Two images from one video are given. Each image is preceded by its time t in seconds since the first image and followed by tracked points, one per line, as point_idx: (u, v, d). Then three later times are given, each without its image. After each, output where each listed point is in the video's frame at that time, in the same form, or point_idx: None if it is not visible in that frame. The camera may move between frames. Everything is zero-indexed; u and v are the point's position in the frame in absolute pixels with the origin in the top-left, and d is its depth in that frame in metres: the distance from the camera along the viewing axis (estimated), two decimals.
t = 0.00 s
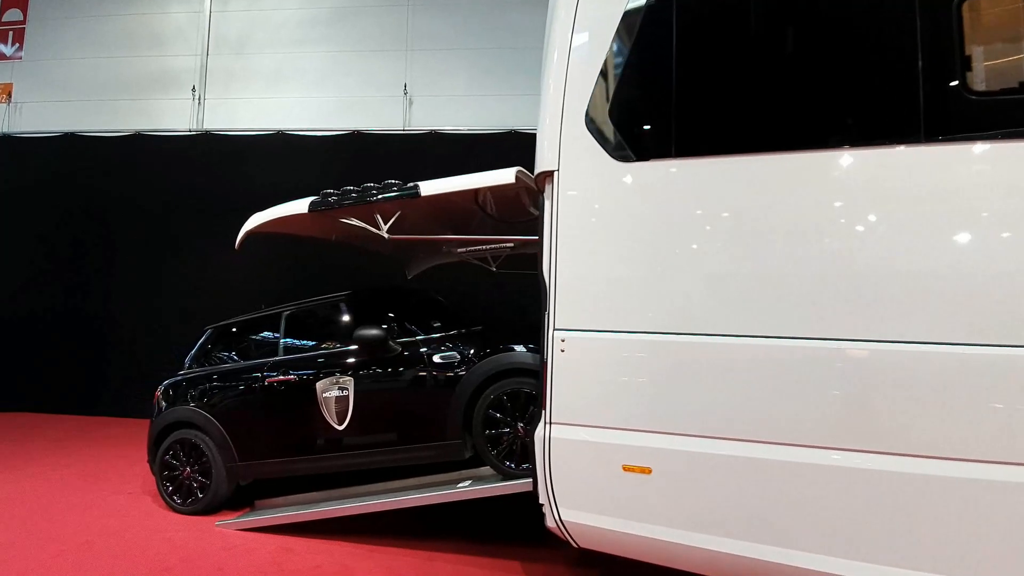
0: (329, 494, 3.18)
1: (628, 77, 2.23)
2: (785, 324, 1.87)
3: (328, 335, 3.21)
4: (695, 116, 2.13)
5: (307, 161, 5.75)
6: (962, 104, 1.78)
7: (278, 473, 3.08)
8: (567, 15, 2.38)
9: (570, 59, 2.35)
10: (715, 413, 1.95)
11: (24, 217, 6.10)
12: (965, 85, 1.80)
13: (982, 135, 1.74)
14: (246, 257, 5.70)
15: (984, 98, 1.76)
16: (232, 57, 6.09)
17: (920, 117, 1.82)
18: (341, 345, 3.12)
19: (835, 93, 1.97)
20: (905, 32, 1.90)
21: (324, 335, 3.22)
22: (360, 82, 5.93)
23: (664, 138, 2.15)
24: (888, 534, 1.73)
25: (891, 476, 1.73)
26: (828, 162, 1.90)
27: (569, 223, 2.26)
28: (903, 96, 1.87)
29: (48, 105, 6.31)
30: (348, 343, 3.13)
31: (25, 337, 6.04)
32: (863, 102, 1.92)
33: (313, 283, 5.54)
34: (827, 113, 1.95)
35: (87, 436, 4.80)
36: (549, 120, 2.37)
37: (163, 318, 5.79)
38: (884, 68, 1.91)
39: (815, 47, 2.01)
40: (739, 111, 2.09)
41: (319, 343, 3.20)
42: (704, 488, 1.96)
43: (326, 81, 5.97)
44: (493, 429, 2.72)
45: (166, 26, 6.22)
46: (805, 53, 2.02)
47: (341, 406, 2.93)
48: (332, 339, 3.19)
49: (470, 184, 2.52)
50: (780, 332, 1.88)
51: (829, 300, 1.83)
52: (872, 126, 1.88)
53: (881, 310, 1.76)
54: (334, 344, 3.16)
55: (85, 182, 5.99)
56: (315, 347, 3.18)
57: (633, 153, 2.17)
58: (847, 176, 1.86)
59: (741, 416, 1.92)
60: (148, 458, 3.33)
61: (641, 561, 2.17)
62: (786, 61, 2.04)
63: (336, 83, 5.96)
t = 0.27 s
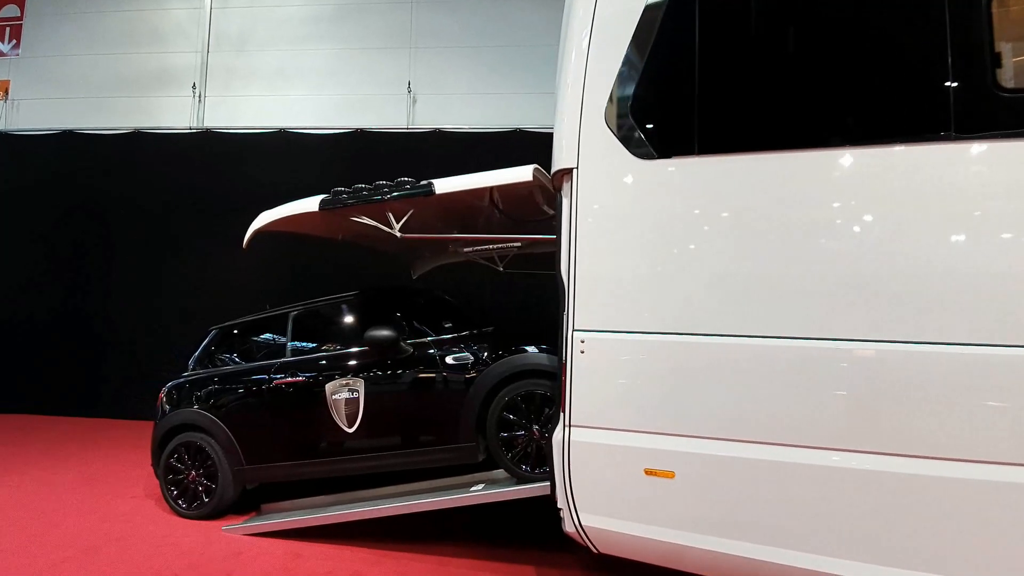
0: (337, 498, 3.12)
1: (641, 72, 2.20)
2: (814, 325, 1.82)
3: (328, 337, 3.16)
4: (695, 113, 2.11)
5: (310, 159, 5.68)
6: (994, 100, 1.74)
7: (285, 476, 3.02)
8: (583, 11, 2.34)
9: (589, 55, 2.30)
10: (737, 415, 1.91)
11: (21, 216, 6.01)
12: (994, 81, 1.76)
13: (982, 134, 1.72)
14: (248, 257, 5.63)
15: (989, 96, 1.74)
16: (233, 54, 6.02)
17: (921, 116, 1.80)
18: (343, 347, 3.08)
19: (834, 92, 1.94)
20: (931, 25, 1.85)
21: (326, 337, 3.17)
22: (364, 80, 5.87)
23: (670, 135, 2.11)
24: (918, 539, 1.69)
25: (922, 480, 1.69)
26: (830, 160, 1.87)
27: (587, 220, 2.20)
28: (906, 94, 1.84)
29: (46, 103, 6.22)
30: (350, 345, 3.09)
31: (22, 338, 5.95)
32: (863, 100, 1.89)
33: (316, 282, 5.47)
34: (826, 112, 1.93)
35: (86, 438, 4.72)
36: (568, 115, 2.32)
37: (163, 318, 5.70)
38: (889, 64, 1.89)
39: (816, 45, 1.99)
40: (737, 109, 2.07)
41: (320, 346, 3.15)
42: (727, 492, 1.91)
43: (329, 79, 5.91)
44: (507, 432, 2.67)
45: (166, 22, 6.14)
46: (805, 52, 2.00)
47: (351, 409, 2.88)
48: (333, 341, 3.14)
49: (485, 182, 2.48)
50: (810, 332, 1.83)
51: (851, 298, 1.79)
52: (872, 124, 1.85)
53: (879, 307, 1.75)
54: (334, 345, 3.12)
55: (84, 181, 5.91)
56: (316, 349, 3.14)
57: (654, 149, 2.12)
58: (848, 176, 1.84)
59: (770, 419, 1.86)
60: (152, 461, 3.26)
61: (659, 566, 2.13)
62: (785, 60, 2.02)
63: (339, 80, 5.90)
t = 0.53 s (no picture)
0: (341, 501, 3.09)
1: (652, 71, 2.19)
2: (830, 325, 1.80)
3: (328, 339, 3.14)
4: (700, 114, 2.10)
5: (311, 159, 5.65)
6: (1008, 101, 1.73)
7: (291, 478, 2.99)
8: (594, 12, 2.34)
9: (600, 54, 2.29)
10: (751, 416, 1.88)
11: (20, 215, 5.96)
12: (1009, 81, 1.77)
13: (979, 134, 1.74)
14: (249, 257, 5.59)
15: (984, 96, 1.76)
16: (233, 53, 5.98)
17: (918, 117, 1.81)
18: (343, 349, 3.06)
19: (834, 93, 1.96)
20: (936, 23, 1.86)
21: (325, 338, 3.15)
22: (365, 79, 5.85)
23: (680, 136, 2.10)
24: (937, 542, 1.67)
25: (940, 482, 1.67)
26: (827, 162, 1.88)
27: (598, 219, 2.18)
28: (902, 96, 1.86)
29: (44, 101, 6.17)
30: (350, 347, 3.06)
31: (20, 339, 5.90)
32: (859, 102, 1.91)
33: (317, 283, 5.44)
34: (823, 112, 1.94)
35: (86, 440, 4.68)
36: (579, 115, 2.30)
37: (163, 319, 5.66)
38: (886, 64, 1.90)
39: (815, 46, 2.00)
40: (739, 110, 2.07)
41: (320, 348, 3.13)
42: (742, 494, 1.89)
43: (330, 78, 5.88)
44: (516, 434, 2.65)
45: (166, 21, 6.10)
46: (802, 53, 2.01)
47: (358, 411, 2.85)
48: (333, 342, 3.12)
49: (495, 182, 2.46)
50: (826, 333, 1.80)
51: (865, 298, 1.77)
52: (868, 125, 1.87)
53: (885, 307, 1.75)
54: (334, 347, 3.09)
55: (83, 180, 5.86)
56: (316, 350, 3.12)
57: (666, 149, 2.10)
58: (847, 176, 1.85)
59: (785, 421, 1.84)
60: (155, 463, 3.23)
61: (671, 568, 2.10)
62: (786, 62, 2.03)
63: (340, 80, 5.87)
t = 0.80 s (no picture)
0: (346, 502, 3.07)
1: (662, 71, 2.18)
2: (843, 323, 1.79)
3: (328, 340, 3.13)
4: (707, 115, 2.10)
5: (312, 159, 5.62)
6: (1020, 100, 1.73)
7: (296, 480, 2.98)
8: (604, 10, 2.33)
9: (611, 52, 2.28)
10: (762, 416, 1.88)
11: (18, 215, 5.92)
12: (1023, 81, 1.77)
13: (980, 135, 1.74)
14: (250, 257, 5.57)
15: (983, 97, 1.78)
16: (234, 52, 5.95)
17: (917, 117, 1.82)
18: (342, 351, 3.06)
19: (834, 93, 1.98)
20: (934, 24, 1.88)
21: (324, 339, 3.14)
22: (367, 79, 5.83)
23: (688, 138, 2.11)
24: (953, 542, 1.66)
25: (955, 482, 1.66)
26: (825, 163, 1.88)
27: (608, 218, 2.17)
28: (902, 97, 1.87)
29: (43, 100, 6.13)
30: (350, 348, 3.06)
31: (18, 339, 5.86)
32: (858, 104, 1.92)
33: (318, 283, 5.42)
34: (821, 114, 1.96)
35: (86, 441, 4.66)
36: (590, 113, 2.29)
37: (163, 319, 5.62)
38: (881, 64, 1.93)
39: (813, 47, 2.02)
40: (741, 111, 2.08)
41: (320, 349, 3.12)
42: (754, 495, 1.87)
43: (331, 77, 5.86)
44: (523, 434, 2.64)
45: (165, 19, 6.06)
46: (801, 57, 2.04)
47: (364, 411, 2.84)
48: (333, 343, 3.11)
49: (503, 182, 2.45)
50: (839, 333, 1.79)
51: (878, 297, 1.76)
52: (867, 126, 1.88)
53: (897, 307, 1.74)
54: (334, 348, 3.09)
55: (82, 179, 5.83)
56: (315, 352, 3.11)
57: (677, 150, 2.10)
58: (846, 176, 1.85)
59: (798, 422, 1.83)
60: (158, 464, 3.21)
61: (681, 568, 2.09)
62: (789, 65, 2.05)
63: (341, 79, 5.85)
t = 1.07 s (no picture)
0: (355, 504, 3.07)
1: (674, 72, 2.19)
2: (859, 324, 1.80)
3: (329, 341, 3.13)
4: (716, 117, 2.12)
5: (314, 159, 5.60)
6: None
7: (305, 481, 2.96)
8: (618, 11, 2.32)
9: (624, 54, 2.29)
10: (778, 417, 1.89)
11: (16, 214, 5.87)
12: None
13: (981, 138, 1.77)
14: (252, 257, 5.54)
15: (982, 100, 1.81)
16: (235, 51, 5.92)
17: (917, 118, 1.87)
18: (344, 353, 3.05)
19: (835, 95, 2.01)
20: (937, 25, 1.91)
21: (326, 341, 3.13)
22: (370, 79, 5.81)
23: (699, 141, 2.13)
24: (976, 544, 1.65)
25: (977, 483, 1.66)
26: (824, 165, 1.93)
27: (623, 220, 2.18)
28: (902, 100, 1.91)
29: (41, 99, 6.08)
30: (352, 350, 3.06)
31: (17, 339, 5.81)
32: (857, 107, 1.97)
33: (321, 283, 5.40)
34: (819, 116, 2.01)
35: (87, 443, 4.62)
36: (604, 115, 2.30)
37: (164, 320, 5.59)
38: (881, 65, 1.96)
39: (813, 49, 2.06)
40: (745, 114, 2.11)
41: (322, 350, 3.11)
42: (773, 496, 1.88)
43: (334, 77, 5.84)
44: (535, 435, 2.63)
45: (165, 18, 6.02)
46: (801, 58, 2.07)
47: (374, 413, 2.83)
48: (335, 345, 3.10)
49: (516, 183, 2.45)
50: (855, 334, 1.80)
51: (893, 298, 1.77)
52: (864, 128, 1.93)
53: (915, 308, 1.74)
54: (336, 350, 3.08)
55: (81, 179, 5.78)
56: (317, 353, 3.10)
57: (693, 153, 2.11)
58: (843, 176, 1.89)
59: (813, 423, 1.84)
60: (165, 467, 3.19)
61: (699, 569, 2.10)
62: (792, 67, 2.08)
63: (344, 79, 5.83)
